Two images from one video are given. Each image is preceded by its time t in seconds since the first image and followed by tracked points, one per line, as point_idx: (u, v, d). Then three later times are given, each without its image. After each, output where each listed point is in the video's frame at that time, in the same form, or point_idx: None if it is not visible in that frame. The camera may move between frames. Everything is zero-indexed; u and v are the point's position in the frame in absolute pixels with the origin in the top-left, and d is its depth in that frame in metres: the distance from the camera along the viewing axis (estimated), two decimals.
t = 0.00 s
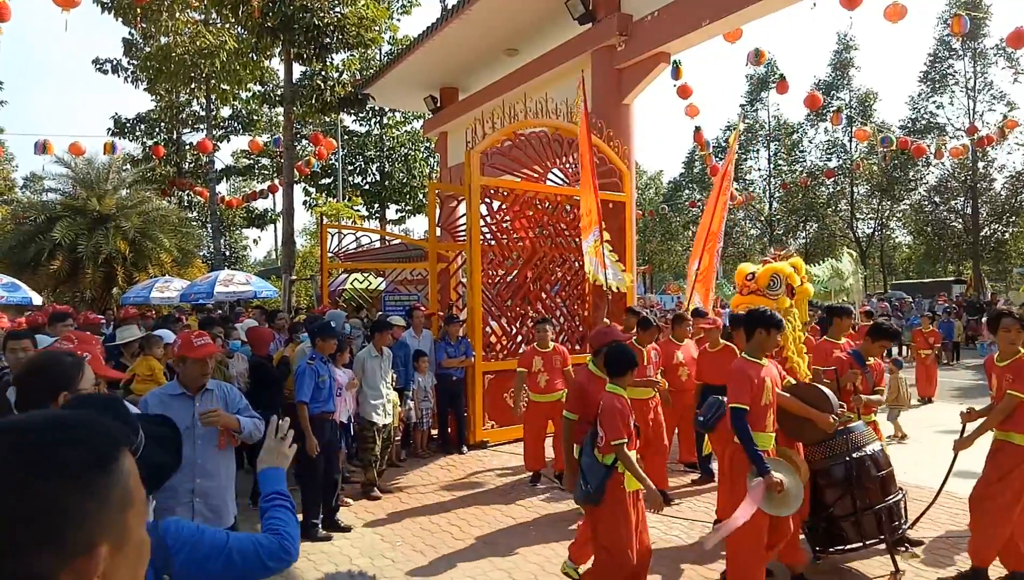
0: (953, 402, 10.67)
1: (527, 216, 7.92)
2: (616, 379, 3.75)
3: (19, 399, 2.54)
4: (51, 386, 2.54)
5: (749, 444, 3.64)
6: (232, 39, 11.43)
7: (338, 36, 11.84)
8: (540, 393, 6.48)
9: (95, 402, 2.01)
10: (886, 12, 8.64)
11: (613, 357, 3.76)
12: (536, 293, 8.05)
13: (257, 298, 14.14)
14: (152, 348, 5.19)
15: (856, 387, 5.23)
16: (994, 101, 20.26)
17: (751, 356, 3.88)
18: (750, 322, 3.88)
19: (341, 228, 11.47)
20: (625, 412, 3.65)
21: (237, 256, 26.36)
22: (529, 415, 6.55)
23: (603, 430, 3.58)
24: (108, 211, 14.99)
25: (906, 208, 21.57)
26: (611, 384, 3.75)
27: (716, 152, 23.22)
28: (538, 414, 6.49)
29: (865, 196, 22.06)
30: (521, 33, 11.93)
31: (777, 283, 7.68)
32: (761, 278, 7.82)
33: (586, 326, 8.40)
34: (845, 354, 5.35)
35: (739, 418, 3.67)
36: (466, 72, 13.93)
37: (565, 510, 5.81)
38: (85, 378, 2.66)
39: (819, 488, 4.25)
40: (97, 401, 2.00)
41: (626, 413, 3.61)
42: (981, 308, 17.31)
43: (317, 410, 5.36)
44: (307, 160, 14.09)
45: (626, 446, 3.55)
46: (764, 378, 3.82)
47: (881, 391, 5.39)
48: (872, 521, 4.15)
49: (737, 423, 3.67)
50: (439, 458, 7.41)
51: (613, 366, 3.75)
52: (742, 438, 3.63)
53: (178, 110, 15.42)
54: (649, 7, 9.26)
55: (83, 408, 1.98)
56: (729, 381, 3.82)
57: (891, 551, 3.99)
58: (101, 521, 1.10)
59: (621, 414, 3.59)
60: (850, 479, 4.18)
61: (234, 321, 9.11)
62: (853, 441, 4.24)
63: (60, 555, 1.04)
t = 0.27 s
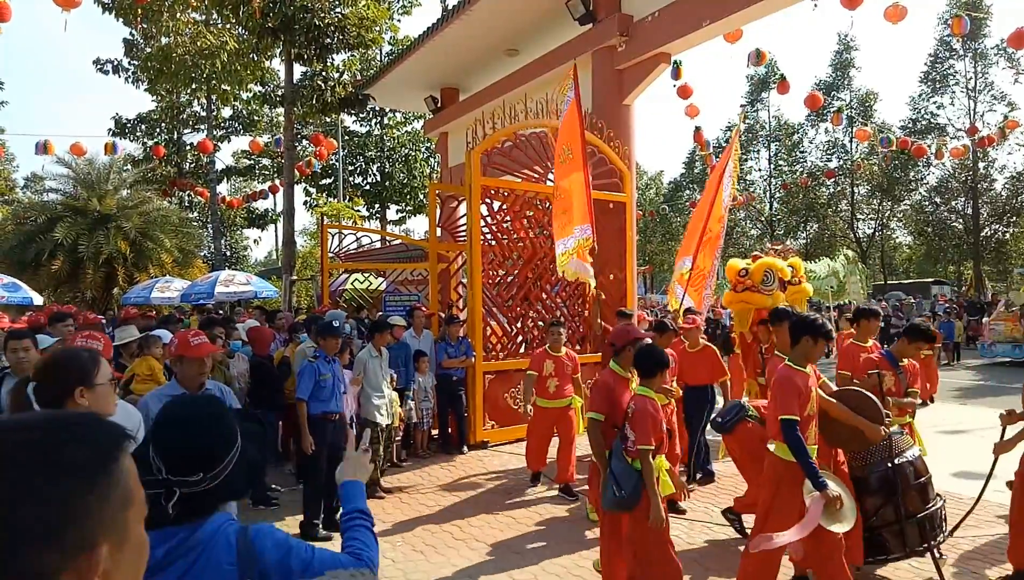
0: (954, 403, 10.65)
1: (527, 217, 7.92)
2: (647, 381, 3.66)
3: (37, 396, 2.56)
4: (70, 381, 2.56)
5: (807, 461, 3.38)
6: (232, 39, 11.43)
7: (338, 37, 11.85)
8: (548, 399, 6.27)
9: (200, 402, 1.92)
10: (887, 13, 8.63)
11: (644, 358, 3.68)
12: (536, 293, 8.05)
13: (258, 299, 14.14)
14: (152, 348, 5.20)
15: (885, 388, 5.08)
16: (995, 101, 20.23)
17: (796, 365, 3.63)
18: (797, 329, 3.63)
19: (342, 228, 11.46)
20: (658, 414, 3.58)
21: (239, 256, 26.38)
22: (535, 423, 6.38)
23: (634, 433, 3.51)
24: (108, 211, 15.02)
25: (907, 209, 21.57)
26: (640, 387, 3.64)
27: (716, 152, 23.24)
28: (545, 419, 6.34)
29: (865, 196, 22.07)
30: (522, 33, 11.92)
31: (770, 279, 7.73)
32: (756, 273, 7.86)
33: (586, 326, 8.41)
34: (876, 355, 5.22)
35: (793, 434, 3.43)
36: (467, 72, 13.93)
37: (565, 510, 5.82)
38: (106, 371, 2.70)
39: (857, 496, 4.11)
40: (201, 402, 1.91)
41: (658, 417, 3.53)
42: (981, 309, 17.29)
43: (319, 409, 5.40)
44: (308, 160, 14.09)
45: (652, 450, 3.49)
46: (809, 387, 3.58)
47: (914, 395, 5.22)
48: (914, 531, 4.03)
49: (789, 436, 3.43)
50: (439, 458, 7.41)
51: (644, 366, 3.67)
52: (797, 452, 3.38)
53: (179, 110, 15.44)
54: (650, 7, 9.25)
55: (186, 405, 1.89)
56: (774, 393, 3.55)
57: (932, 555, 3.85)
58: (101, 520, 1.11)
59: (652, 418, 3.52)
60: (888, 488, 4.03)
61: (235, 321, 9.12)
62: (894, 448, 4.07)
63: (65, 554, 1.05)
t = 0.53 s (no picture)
0: (954, 403, 10.65)
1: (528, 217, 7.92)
2: (678, 386, 3.42)
3: (45, 396, 2.57)
4: (77, 381, 2.57)
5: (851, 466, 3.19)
6: (233, 40, 11.43)
7: (339, 37, 11.86)
8: (558, 399, 5.92)
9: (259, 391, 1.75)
10: (888, 13, 8.63)
11: (673, 362, 3.44)
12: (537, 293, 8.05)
13: (258, 298, 14.14)
14: (151, 348, 5.20)
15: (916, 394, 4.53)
16: (996, 101, 20.21)
17: (855, 363, 3.44)
18: (858, 327, 3.47)
19: (342, 228, 11.46)
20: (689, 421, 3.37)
21: (239, 256, 26.41)
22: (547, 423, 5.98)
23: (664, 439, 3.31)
24: (109, 212, 15.04)
25: (908, 209, 21.56)
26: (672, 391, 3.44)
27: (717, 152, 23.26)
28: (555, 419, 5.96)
29: (866, 196, 22.06)
30: (522, 33, 11.92)
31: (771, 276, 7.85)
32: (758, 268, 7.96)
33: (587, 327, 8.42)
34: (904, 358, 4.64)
35: (844, 436, 3.24)
36: (467, 72, 13.92)
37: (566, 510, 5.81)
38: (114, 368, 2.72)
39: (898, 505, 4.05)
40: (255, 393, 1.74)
41: (689, 424, 3.32)
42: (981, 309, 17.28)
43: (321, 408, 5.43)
44: (308, 161, 14.08)
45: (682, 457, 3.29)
46: (868, 387, 3.36)
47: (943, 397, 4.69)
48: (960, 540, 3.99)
49: (841, 440, 3.24)
50: (440, 458, 7.41)
51: (674, 370, 3.43)
52: (845, 455, 3.19)
53: (179, 111, 15.46)
54: (650, 8, 9.25)
55: (235, 393, 1.72)
56: (831, 391, 3.37)
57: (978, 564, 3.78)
58: (102, 520, 1.10)
59: (683, 423, 3.31)
60: (929, 495, 3.98)
61: (236, 321, 9.12)
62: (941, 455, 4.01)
63: (67, 554, 1.04)
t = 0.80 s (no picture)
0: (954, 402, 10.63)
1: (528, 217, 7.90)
2: (704, 387, 3.37)
3: (44, 393, 2.58)
4: (73, 380, 2.56)
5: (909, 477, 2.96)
6: (234, 39, 11.43)
7: (339, 37, 11.85)
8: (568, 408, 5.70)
9: (269, 398, 1.76)
10: (888, 13, 8.63)
11: (699, 362, 3.41)
12: (537, 293, 8.04)
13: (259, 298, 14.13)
14: (151, 348, 5.20)
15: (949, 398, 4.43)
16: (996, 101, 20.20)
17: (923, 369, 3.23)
18: (927, 330, 3.29)
19: (342, 228, 11.45)
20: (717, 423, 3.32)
21: (240, 256, 26.41)
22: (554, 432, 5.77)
23: (691, 442, 3.25)
24: (110, 211, 15.05)
25: (908, 209, 21.55)
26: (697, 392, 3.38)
27: (717, 152, 23.27)
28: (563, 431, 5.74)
29: (866, 196, 22.04)
30: (523, 33, 11.92)
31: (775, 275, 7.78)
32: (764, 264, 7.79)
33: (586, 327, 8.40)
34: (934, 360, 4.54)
35: (904, 444, 3.00)
36: (467, 72, 13.92)
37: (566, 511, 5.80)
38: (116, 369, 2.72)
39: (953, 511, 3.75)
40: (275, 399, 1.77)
41: (718, 426, 3.26)
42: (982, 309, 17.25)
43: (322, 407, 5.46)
44: (308, 161, 14.08)
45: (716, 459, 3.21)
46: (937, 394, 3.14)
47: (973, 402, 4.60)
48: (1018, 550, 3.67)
49: (901, 448, 3.00)
50: (440, 459, 7.40)
51: (702, 371, 3.39)
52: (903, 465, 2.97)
53: (180, 110, 15.46)
54: (651, 8, 9.25)
55: (264, 400, 1.74)
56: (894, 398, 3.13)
57: None
58: (99, 521, 1.10)
59: (712, 424, 3.25)
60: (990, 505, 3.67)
61: (236, 320, 9.12)
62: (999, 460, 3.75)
63: (64, 555, 1.04)
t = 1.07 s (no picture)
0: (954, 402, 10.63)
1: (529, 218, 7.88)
2: (730, 391, 3.37)
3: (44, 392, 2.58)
4: (71, 380, 2.56)
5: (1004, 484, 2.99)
6: (234, 40, 11.43)
7: (339, 37, 11.86)
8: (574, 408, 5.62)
9: (285, 399, 1.75)
10: (888, 13, 8.63)
11: (725, 367, 3.40)
12: (537, 292, 8.03)
13: (259, 298, 14.11)
14: (149, 347, 5.21)
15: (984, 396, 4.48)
16: (997, 101, 20.21)
17: (998, 372, 3.22)
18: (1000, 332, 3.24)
19: (342, 228, 11.46)
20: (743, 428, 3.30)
21: (240, 256, 26.40)
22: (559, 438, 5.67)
23: (719, 447, 3.25)
24: (110, 211, 15.07)
25: (908, 209, 21.55)
26: (723, 395, 3.37)
27: (717, 152, 23.28)
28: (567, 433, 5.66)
29: (866, 196, 22.01)
30: (522, 33, 11.93)
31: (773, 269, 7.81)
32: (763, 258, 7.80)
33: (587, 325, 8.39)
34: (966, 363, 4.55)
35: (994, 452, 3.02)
36: (467, 72, 13.91)
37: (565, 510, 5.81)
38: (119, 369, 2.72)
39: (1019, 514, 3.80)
40: (284, 399, 1.75)
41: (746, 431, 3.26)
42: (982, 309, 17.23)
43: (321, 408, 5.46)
44: (308, 161, 14.09)
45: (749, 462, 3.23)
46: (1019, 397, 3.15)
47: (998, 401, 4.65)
48: None
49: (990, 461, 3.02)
50: (439, 458, 7.40)
51: (728, 376, 3.37)
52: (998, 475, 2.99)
53: (180, 110, 15.46)
54: (651, 8, 9.25)
55: (280, 403, 1.73)
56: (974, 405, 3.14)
57: None
58: (100, 520, 1.08)
59: (739, 429, 3.25)
60: None
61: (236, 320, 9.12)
62: None
63: (60, 554, 1.03)
